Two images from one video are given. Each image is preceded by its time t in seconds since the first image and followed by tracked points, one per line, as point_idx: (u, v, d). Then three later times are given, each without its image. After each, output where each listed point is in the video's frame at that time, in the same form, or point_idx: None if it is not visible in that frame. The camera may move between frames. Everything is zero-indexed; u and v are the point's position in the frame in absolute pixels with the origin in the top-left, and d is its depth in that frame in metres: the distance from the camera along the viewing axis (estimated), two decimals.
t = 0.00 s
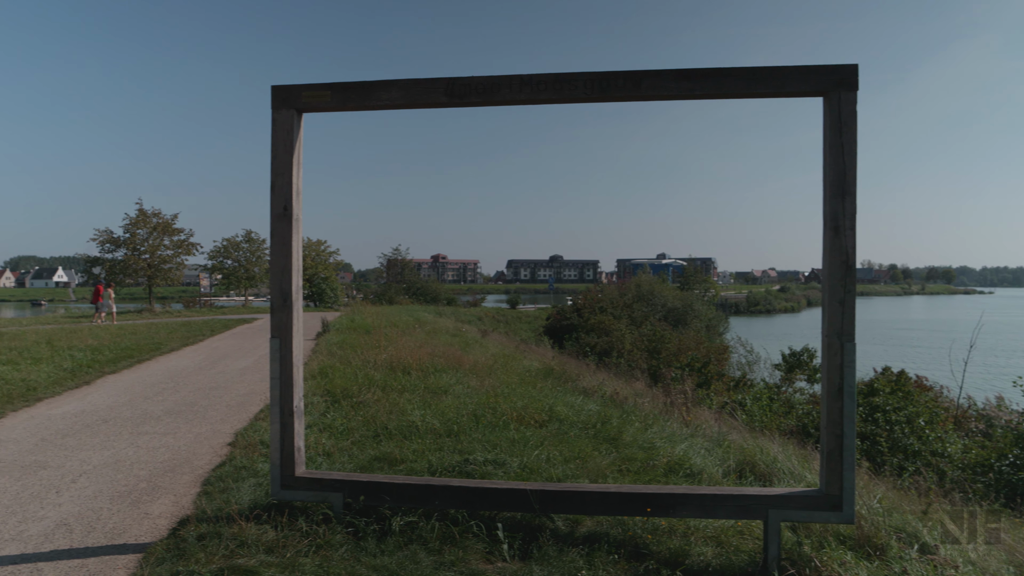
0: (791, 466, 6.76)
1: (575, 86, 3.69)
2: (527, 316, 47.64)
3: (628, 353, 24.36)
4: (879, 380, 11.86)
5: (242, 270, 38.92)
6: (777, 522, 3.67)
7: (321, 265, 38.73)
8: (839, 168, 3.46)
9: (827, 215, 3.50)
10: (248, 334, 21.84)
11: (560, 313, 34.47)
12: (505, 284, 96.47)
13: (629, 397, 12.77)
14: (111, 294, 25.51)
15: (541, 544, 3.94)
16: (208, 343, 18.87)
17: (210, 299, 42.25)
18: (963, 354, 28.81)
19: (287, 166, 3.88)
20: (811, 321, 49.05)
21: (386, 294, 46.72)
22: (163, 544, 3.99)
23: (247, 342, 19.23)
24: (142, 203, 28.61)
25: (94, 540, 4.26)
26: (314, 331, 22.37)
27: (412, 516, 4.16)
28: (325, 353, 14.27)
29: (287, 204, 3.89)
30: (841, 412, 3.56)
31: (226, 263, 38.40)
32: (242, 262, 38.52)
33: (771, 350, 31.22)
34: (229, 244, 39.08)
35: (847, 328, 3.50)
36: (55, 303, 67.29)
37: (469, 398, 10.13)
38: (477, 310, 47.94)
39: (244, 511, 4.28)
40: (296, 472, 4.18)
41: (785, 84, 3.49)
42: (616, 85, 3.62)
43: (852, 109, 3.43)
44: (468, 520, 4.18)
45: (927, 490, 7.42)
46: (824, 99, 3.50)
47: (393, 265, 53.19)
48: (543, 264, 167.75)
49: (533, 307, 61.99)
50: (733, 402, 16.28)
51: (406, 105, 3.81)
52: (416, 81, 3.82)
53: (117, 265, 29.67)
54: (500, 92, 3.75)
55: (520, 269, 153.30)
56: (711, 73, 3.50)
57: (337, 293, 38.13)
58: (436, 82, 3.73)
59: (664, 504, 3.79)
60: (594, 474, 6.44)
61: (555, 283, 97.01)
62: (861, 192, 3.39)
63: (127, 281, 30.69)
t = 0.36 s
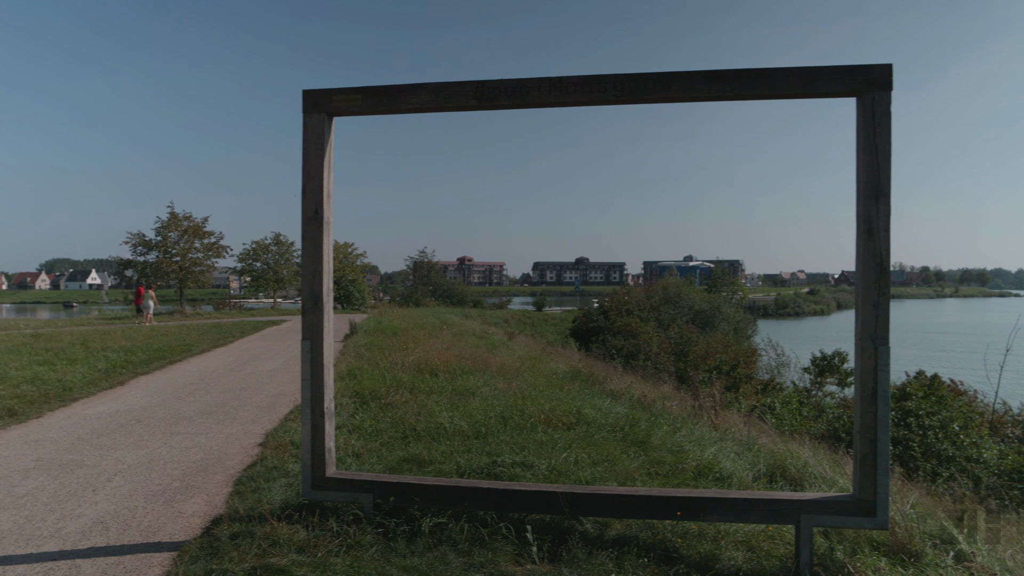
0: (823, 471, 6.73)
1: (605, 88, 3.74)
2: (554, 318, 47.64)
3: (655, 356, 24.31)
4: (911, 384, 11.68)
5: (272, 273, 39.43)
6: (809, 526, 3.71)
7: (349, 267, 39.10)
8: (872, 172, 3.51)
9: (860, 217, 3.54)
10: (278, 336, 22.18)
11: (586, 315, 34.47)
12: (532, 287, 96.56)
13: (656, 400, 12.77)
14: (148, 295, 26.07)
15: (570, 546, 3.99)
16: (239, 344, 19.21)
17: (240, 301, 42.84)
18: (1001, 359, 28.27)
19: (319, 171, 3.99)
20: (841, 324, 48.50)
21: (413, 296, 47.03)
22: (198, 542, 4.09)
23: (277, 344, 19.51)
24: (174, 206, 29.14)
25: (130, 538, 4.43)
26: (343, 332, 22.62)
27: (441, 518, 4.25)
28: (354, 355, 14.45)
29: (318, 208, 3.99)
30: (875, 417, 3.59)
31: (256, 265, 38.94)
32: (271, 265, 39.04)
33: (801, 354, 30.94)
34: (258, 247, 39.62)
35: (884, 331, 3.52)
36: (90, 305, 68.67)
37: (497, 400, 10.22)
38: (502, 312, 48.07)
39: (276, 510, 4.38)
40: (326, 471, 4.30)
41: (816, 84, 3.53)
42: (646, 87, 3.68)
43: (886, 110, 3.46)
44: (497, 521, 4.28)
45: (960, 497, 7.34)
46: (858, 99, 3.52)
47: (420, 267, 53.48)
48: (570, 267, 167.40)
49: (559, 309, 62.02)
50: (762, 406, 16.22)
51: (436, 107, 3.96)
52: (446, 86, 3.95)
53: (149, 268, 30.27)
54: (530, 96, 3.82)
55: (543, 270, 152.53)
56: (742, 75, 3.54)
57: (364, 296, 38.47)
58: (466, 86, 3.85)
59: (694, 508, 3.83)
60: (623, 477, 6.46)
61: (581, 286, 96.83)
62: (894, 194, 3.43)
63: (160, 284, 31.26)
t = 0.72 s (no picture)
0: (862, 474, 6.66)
1: (640, 87, 3.75)
2: (586, 318, 47.50)
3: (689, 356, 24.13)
4: (952, 386, 11.46)
5: (306, 273, 39.92)
6: (849, 530, 3.66)
7: (382, 268, 39.48)
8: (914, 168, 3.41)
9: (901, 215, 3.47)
10: (312, 336, 22.47)
11: (619, 315, 34.35)
12: (564, 287, 96.52)
13: (691, 400, 12.71)
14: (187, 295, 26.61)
15: (606, 547, 3.99)
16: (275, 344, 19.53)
17: (275, 302, 43.40)
18: None
19: (355, 171, 4.11)
20: (878, 323, 47.71)
21: (445, 296, 47.29)
22: (238, 539, 4.17)
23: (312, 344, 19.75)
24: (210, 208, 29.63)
25: (172, 534, 4.56)
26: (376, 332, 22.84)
27: (476, 517, 4.30)
28: (388, 355, 14.60)
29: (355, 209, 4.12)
30: (917, 419, 3.49)
31: (290, 266, 39.45)
32: (305, 266, 39.50)
33: (838, 354, 30.52)
34: (292, 248, 40.09)
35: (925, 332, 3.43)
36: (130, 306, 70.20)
37: (530, 400, 10.27)
38: (534, 312, 48.08)
39: (314, 509, 4.46)
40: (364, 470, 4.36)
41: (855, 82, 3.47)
42: (681, 86, 3.65)
43: (927, 106, 3.39)
44: (533, 522, 4.30)
45: (1004, 501, 7.21)
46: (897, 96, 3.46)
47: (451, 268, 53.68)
48: (602, 267, 166.82)
49: (591, 309, 61.92)
50: (798, 407, 16.05)
51: (470, 109, 3.99)
52: (480, 87, 3.99)
53: (186, 270, 30.88)
54: (565, 96, 3.83)
55: (575, 270, 152.33)
56: (776, 73, 3.51)
57: (397, 296, 38.74)
58: (500, 86, 3.89)
59: (731, 510, 3.78)
60: (658, 478, 6.43)
61: (614, 286, 96.41)
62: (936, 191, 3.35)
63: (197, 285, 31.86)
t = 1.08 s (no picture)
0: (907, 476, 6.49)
1: (678, 84, 3.63)
2: (621, 317, 47.21)
3: (726, 355, 23.84)
4: (1000, 388, 11.14)
5: (342, 272, 40.32)
6: (895, 534, 3.49)
7: (417, 267, 39.72)
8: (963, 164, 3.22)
9: (950, 212, 3.29)
10: (349, 334, 22.67)
11: (655, 315, 34.06)
12: (599, 286, 96.17)
13: (729, 400, 12.54)
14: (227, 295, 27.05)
15: (645, 547, 3.86)
16: (313, 342, 19.76)
17: (312, 301, 43.86)
18: None
19: (393, 172, 4.06)
20: (921, 322, 46.72)
21: (480, 296, 47.40)
22: (279, 535, 4.14)
23: (348, 343, 19.89)
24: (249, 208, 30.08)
25: (215, 529, 4.58)
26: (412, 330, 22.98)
27: (514, 516, 4.18)
28: (424, 353, 14.65)
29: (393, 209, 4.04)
30: (966, 421, 3.33)
31: (327, 266, 39.84)
32: (341, 265, 39.85)
33: (879, 353, 29.91)
34: (329, 247, 40.52)
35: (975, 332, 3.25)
36: (172, 306, 71.63)
37: (567, 399, 10.21)
38: (568, 312, 47.93)
39: (353, 506, 4.43)
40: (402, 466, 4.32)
41: (903, 75, 3.32)
42: (720, 82, 3.53)
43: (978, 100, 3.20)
44: (572, 521, 4.17)
45: None
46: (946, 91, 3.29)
47: (486, 266, 53.73)
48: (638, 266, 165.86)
49: (626, 308, 61.61)
50: (838, 407, 15.72)
51: (506, 108, 3.90)
52: (518, 86, 3.90)
53: (226, 270, 31.41)
54: (602, 94, 3.73)
55: (610, 269, 151.68)
56: (821, 68, 3.38)
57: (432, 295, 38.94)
58: (537, 84, 3.79)
59: (772, 512, 3.65)
60: (697, 479, 6.27)
61: (648, 284, 95.67)
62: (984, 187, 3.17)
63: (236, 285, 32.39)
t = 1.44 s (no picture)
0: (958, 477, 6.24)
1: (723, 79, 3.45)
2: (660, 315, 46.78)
3: (767, 353, 23.40)
4: None
5: (381, 271, 40.61)
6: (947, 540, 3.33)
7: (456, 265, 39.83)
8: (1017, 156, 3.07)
9: (1007, 206, 3.13)
10: (388, 332, 22.78)
11: (693, 313, 33.65)
12: (637, 284, 95.58)
13: (772, 399, 12.31)
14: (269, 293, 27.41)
15: (689, 547, 3.75)
16: (353, 340, 19.88)
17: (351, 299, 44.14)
18: None
19: (434, 169, 3.92)
20: (969, 320, 45.54)
21: (517, 294, 47.41)
22: (325, 530, 4.07)
23: (388, 340, 19.88)
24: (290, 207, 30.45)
25: (261, 524, 4.46)
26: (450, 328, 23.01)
27: (557, 514, 4.08)
28: (464, 351, 14.62)
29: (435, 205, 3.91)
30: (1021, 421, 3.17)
31: (366, 264, 40.14)
32: (380, 264, 40.16)
33: (927, 351, 29.20)
34: (368, 246, 40.84)
35: None
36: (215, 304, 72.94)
37: (607, 397, 10.09)
38: (605, 309, 47.62)
39: (396, 502, 4.34)
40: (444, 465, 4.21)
41: (958, 66, 3.13)
42: (765, 77, 3.35)
43: None
44: (615, 520, 4.06)
45: None
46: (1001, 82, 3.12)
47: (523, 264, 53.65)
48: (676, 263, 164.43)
49: (664, 306, 61.13)
50: (884, 407, 15.21)
51: (549, 105, 3.74)
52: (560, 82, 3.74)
53: (269, 268, 31.87)
54: (644, 89, 3.57)
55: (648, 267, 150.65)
56: (875, 58, 3.19)
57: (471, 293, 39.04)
58: (579, 81, 3.63)
59: (820, 513, 3.50)
60: (740, 479, 5.89)
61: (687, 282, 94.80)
62: None
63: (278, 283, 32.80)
